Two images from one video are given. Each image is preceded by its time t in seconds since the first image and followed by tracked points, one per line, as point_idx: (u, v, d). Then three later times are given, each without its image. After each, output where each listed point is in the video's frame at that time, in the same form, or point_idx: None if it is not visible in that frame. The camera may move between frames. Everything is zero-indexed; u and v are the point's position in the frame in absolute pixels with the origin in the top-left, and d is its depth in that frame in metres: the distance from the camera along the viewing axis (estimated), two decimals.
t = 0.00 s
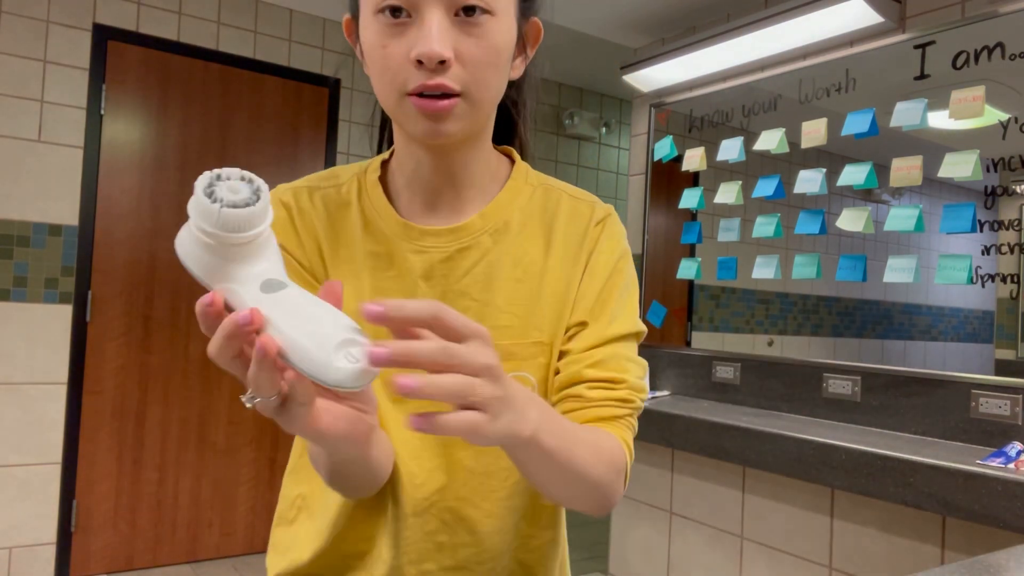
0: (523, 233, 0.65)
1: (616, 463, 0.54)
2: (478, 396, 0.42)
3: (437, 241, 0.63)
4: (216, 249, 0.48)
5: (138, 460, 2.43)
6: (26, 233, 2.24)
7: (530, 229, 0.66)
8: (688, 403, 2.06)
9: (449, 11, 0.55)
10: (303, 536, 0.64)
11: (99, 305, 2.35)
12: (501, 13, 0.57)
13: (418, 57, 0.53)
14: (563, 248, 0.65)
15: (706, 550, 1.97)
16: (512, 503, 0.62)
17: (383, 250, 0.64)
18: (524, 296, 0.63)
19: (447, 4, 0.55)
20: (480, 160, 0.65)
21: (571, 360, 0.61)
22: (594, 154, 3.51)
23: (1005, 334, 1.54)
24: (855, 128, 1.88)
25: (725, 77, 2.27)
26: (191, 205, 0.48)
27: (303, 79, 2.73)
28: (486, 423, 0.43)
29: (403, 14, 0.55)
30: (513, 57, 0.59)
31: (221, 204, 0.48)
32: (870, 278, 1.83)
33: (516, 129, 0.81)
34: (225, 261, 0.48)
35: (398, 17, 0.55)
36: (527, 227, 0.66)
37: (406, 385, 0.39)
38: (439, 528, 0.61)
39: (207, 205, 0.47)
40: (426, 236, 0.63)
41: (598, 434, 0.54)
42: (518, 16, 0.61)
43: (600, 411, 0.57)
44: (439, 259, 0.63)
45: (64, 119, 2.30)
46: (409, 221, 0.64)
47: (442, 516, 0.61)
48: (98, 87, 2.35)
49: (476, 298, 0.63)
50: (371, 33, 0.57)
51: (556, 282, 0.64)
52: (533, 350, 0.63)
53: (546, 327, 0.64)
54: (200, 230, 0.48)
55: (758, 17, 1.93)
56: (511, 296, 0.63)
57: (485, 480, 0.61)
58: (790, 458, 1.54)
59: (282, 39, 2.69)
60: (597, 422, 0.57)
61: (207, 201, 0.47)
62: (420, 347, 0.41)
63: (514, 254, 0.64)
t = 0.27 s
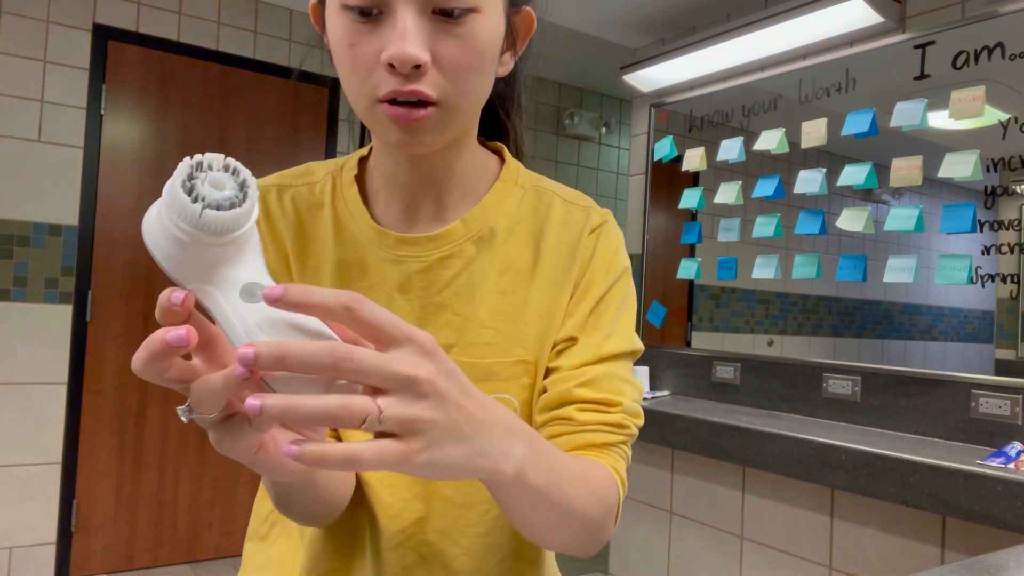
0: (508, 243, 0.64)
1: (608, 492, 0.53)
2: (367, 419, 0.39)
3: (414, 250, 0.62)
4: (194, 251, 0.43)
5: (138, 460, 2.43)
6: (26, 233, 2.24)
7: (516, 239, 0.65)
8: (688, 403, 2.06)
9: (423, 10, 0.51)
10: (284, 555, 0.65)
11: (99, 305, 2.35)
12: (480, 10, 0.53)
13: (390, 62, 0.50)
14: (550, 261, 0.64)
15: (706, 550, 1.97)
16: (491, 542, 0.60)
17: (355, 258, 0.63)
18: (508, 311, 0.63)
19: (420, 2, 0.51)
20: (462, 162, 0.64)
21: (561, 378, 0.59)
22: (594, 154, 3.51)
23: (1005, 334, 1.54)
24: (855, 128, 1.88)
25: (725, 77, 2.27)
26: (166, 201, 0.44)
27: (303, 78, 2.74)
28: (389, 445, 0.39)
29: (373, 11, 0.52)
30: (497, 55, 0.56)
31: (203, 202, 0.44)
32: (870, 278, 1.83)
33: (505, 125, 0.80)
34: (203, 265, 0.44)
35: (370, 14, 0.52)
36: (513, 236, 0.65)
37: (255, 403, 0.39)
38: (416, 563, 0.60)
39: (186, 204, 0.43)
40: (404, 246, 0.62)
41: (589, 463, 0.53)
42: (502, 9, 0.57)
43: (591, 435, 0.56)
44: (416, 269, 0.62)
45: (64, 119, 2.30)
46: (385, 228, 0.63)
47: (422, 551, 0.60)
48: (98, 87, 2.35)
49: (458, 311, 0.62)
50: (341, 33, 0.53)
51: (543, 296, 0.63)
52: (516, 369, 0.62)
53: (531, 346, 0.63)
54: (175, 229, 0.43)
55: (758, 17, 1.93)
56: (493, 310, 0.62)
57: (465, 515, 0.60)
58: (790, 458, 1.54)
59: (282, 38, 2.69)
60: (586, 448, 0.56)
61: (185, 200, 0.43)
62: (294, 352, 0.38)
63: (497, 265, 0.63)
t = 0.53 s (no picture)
0: (507, 248, 0.64)
1: (610, 507, 0.54)
2: (350, 440, 0.38)
3: (413, 255, 0.62)
4: (185, 256, 0.43)
5: (138, 460, 2.43)
6: (26, 233, 2.24)
7: (514, 245, 0.65)
8: (688, 403, 2.06)
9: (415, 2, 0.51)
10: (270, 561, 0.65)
11: (99, 305, 2.35)
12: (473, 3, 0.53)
13: (381, 56, 0.50)
14: (549, 267, 0.64)
15: (707, 550, 1.97)
16: (486, 554, 0.61)
17: (351, 262, 0.63)
18: (507, 318, 0.63)
19: None
20: (462, 164, 0.64)
21: (560, 388, 0.59)
22: (594, 154, 3.51)
23: (1005, 334, 1.54)
24: (855, 128, 1.88)
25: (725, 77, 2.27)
26: (160, 205, 0.44)
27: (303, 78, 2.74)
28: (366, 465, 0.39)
29: (364, 3, 0.52)
30: (492, 51, 0.56)
31: (196, 207, 0.44)
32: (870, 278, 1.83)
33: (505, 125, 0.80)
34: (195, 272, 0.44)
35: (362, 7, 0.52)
36: (512, 241, 0.65)
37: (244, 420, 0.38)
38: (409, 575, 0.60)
39: (178, 209, 0.43)
40: (402, 252, 0.62)
41: (592, 479, 0.54)
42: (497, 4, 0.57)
43: (593, 449, 0.57)
44: (414, 275, 0.62)
45: (64, 119, 2.30)
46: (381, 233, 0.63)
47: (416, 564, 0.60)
48: (98, 87, 2.35)
49: (456, 317, 0.62)
50: (332, 29, 0.53)
51: (542, 303, 0.63)
52: (513, 379, 0.63)
53: (529, 355, 0.63)
54: (168, 232, 0.43)
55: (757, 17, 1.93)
56: (490, 316, 0.63)
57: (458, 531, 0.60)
58: (790, 458, 1.54)
59: (282, 38, 2.69)
60: (586, 461, 0.57)
61: (178, 205, 0.43)
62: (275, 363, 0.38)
63: (496, 273, 0.63)
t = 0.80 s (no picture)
0: (520, 247, 0.64)
1: (615, 508, 0.54)
2: (354, 441, 0.38)
3: (424, 254, 0.62)
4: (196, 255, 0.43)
5: (138, 460, 2.43)
6: (26, 233, 2.24)
7: (528, 245, 0.65)
8: (688, 403, 2.06)
9: None
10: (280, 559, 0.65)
11: (99, 305, 2.35)
12: None
13: (395, 49, 0.50)
14: (562, 267, 0.64)
15: (706, 550, 1.97)
16: (497, 555, 0.61)
17: (363, 260, 0.63)
18: (520, 318, 0.63)
19: None
20: (477, 163, 0.63)
21: (568, 390, 0.60)
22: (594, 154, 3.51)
23: (1005, 334, 1.54)
24: (855, 128, 1.88)
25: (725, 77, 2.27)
26: (169, 201, 0.43)
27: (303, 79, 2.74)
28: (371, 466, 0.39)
29: None
30: (508, 45, 0.56)
31: (204, 207, 0.42)
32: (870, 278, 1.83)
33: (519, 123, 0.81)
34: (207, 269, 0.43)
35: None
36: (525, 240, 0.65)
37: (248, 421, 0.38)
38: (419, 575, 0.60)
39: (187, 210, 0.42)
40: (414, 251, 0.62)
41: (600, 482, 0.54)
42: None
43: (599, 451, 0.57)
44: (425, 274, 0.62)
45: (64, 119, 2.30)
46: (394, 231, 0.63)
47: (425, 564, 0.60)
48: (98, 87, 2.35)
49: (468, 316, 0.62)
50: (346, 23, 0.53)
51: (554, 303, 0.63)
52: (525, 380, 0.63)
53: (540, 355, 0.63)
54: (178, 231, 0.43)
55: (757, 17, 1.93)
56: (503, 316, 0.62)
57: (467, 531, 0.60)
58: (790, 458, 1.54)
59: (282, 39, 2.69)
60: (593, 463, 0.57)
61: (187, 205, 0.42)
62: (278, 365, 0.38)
63: (508, 273, 0.63)
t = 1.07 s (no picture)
0: (523, 259, 0.64)
1: (629, 515, 0.54)
2: (399, 464, 0.39)
3: (431, 267, 0.62)
4: (235, 279, 0.42)
5: (138, 460, 2.43)
6: (26, 233, 2.24)
7: (530, 256, 0.65)
8: (688, 403, 2.06)
9: (437, 12, 0.51)
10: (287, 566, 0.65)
11: (99, 305, 2.35)
12: (495, 13, 0.53)
13: (401, 68, 0.49)
14: (566, 278, 0.64)
15: (706, 550, 1.97)
16: (502, 562, 0.60)
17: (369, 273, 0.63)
18: (524, 329, 0.63)
19: (434, 3, 0.51)
20: (481, 174, 0.63)
21: (577, 399, 0.60)
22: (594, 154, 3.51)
23: (1005, 334, 1.54)
24: (855, 128, 1.88)
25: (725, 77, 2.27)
26: (212, 223, 0.42)
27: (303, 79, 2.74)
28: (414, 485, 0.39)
29: (384, 15, 0.52)
30: (514, 61, 0.56)
31: (252, 232, 0.42)
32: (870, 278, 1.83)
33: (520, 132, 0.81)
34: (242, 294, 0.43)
35: (384, 19, 0.52)
36: (528, 251, 0.65)
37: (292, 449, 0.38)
38: None
39: (234, 234, 0.42)
40: (420, 263, 0.62)
41: (613, 490, 0.54)
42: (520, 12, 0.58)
43: (610, 460, 0.57)
44: (431, 286, 0.62)
45: (64, 119, 2.30)
46: (399, 244, 0.63)
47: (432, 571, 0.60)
48: (97, 86, 2.35)
49: (472, 328, 0.62)
50: (350, 39, 0.53)
51: (559, 315, 0.63)
52: (531, 391, 0.63)
53: (545, 366, 0.63)
54: (219, 253, 0.42)
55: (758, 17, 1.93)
56: (507, 328, 0.63)
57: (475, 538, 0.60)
58: (790, 457, 1.54)
59: (282, 39, 2.69)
60: (604, 471, 0.57)
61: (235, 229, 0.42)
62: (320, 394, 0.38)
63: (512, 286, 0.63)
